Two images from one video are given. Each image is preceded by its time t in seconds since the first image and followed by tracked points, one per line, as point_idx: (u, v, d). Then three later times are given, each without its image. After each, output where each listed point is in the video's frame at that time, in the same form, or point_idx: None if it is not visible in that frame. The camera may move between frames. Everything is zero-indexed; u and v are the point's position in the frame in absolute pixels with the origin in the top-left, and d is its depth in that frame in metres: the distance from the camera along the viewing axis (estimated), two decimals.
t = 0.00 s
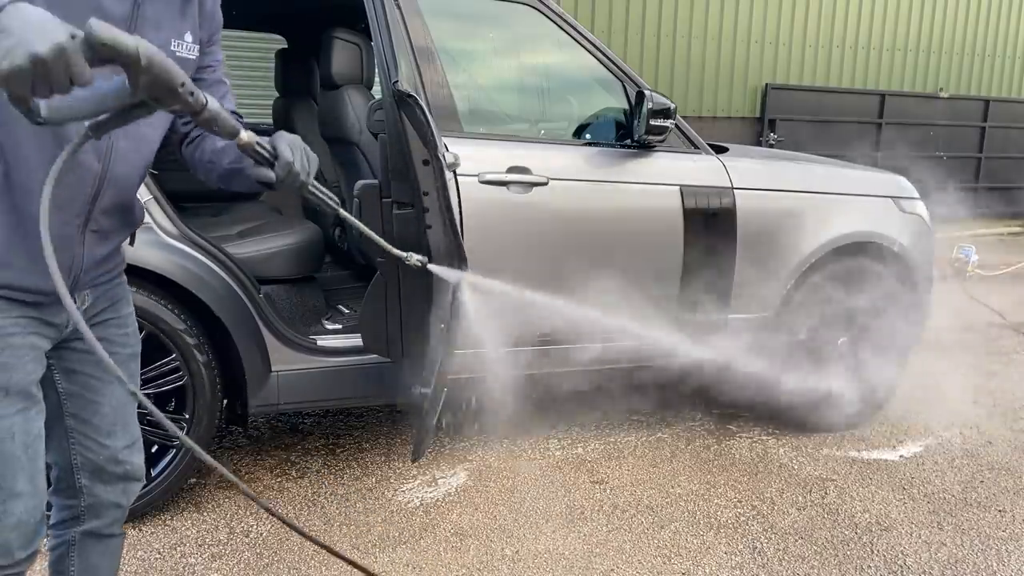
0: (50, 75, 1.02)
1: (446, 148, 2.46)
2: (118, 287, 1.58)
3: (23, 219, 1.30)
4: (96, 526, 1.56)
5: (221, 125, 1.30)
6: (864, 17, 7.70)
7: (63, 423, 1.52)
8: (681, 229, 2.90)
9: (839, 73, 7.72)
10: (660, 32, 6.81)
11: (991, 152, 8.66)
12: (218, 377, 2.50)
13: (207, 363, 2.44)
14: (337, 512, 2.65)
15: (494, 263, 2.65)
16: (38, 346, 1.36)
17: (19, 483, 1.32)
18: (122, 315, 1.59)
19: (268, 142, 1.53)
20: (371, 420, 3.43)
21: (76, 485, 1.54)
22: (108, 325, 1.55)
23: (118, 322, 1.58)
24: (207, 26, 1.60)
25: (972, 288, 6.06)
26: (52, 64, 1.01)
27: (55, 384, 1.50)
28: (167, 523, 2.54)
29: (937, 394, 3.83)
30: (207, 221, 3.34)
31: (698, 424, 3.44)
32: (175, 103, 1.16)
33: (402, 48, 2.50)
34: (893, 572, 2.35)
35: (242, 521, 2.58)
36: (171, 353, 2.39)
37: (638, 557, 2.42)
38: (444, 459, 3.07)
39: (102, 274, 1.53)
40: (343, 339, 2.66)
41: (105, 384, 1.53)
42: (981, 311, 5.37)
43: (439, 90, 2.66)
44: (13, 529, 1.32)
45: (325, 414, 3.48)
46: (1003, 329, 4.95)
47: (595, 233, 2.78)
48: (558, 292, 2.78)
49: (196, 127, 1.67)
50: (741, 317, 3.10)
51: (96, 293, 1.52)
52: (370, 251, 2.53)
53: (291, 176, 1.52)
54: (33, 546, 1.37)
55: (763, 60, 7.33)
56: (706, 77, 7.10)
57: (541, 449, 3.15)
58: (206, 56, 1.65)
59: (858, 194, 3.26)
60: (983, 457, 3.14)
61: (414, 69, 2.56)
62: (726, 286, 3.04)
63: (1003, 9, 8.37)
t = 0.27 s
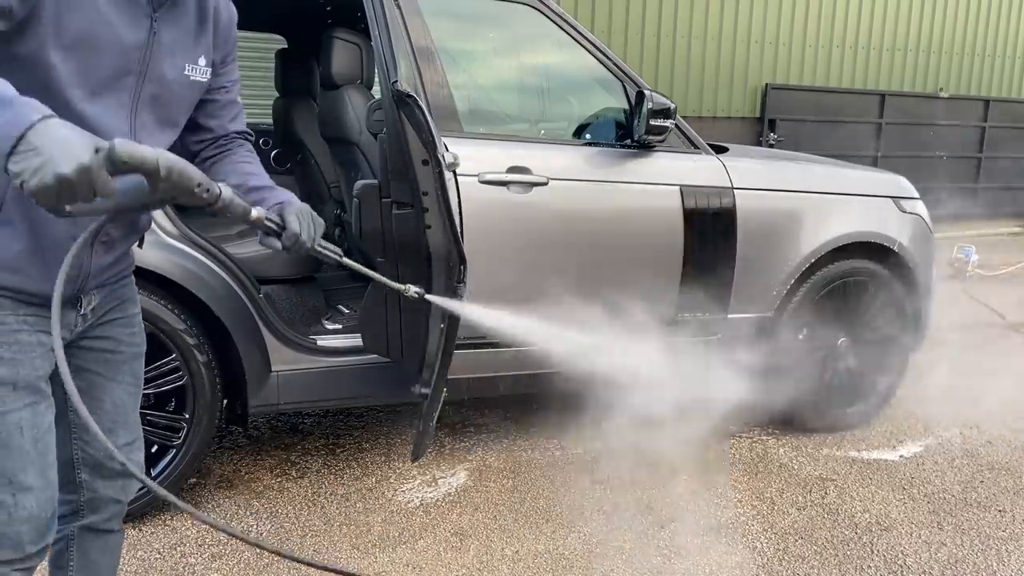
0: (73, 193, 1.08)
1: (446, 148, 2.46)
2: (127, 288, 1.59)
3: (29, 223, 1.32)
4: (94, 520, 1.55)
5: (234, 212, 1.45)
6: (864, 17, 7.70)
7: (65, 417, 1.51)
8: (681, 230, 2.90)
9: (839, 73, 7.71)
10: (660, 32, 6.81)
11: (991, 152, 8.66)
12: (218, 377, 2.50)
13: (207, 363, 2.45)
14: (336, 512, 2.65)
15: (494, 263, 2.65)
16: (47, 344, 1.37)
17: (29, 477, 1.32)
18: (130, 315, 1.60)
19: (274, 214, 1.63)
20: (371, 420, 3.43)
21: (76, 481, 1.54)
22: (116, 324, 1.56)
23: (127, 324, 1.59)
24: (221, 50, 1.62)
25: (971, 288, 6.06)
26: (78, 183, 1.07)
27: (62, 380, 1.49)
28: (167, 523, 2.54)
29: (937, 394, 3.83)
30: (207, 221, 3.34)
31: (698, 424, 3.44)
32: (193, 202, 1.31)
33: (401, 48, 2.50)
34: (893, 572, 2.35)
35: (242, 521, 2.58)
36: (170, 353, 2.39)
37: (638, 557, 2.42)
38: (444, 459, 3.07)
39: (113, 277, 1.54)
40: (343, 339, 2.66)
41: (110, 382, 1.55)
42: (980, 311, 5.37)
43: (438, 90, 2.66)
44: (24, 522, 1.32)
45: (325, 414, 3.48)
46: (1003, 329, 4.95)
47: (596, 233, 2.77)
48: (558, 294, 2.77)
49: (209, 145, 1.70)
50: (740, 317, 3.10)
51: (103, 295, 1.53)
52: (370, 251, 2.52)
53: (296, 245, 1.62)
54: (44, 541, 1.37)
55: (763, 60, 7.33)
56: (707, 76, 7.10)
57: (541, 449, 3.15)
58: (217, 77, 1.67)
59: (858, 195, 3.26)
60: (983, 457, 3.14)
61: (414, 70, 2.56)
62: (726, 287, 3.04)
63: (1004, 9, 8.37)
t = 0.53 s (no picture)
0: (67, 182, 1.12)
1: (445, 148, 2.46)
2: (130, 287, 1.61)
3: (36, 221, 1.31)
4: (91, 517, 1.57)
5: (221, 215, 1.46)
6: (864, 17, 7.70)
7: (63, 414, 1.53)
8: (681, 230, 2.90)
9: (839, 73, 7.71)
10: (659, 32, 6.81)
11: (991, 152, 8.66)
12: (218, 377, 2.50)
13: (207, 363, 2.45)
14: (336, 512, 2.65)
15: (494, 264, 2.65)
16: (56, 338, 1.39)
17: (44, 468, 1.35)
18: (132, 314, 1.61)
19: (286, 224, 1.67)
20: (370, 420, 3.43)
21: (74, 478, 1.55)
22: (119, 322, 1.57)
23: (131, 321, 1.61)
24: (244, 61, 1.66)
25: (971, 287, 6.05)
26: (67, 170, 1.12)
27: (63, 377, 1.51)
28: (167, 523, 2.53)
29: (938, 394, 3.83)
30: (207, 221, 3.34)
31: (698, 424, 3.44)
32: (184, 185, 1.34)
33: (401, 48, 2.50)
34: (893, 572, 2.35)
35: (242, 521, 2.58)
36: (171, 353, 2.39)
37: (638, 557, 2.42)
38: (445, 459, 3.07)
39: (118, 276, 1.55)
40: (343, 340, 2.65)
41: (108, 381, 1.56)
42: (980, 310, 5.36)
43: (439, 90, 2.66)
44: (40, 513, 1.35)
45: (324, 414, 3.47)
46: (1002, 329, 4.95)
47: (596, 233, 2.78)
48: (557, 294, 2.77)
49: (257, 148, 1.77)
50: (740, 317, 3.09)
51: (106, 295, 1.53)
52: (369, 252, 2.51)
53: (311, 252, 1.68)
54: (59, 531, 1.40)
55: (763, 60, 7.33)
56: (706, 77, 7.10)
57: (541, 449, 3.15)
58: (247, 84, 1.72)
59: (858, 195, 3.26)
60: (983, 457, 3.14)
61: (414, 70, 2.56)
62: (726, 287, 3.04)
63: (1004, 8, 8.37)
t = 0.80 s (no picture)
0: (8, 161, 1.14)
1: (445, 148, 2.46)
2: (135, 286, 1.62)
3: (32, 215, 1.32)
4: (99, 516, 1.58)
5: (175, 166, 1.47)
6: (864, 16, 7.70)
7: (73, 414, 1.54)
8: (681, 230, 2.90)
9: (839, 73, 7.71)
10: (659, 32, 6.81)
11: (991, 152, 8.66)
12: (218, 376, 2.51)
13: (207, 363, 2.45)
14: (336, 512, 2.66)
15: (494, 264, 2.65)
16: (58, 336, 1.39)
17: (42, 466, 1.35)
18: (138, 315, 1.63)
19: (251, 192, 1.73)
20: (371, 419, 3.43)
21: (82, 477, 1.56)
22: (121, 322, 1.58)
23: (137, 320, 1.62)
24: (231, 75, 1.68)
25: (971, 287, 6.05)
26: (5, 149, 1.13)
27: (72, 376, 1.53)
28: (167, 523, 2.53)
29: (938, 394, 3.83)
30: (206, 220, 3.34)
31: (698, 424, 3.44)
32: (129, 141, 1.36)
33: (402, 48, 2.51)
34: (893, 572, 2.35)
35: (242, 521, 2.58)
36: (171, 353, 2.39)
37: (638, 557, 2.42)
38: (445, 458, 3.07)
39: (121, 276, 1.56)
40: (343, 339, 2.65)
41: (115, 379, 1.57)
42: (980, 310, 5.36)
43: (439, 90, 2.66)
44: (38, 510, 1.35)
45: (324, 414, 3.47)
46: (1002, 329, 4.95)
47: (596, 233, 2.77)
48: (558, 293, 2.77)
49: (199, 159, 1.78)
50: (740, 317, 3.10)
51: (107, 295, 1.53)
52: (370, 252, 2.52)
53: (284, 218, 1.72)
54: (60, 528, 1.40)
55: (763, 60, 7.33)
56: (706, 77, 7.10)
57: (541, 449, 3.15)
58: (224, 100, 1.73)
59: (858, 195, 3.26)
60: (983, 457, 3.14)
61: (414, 69, 2.56)
62: (726, 287, 3.04)
63: (1004, 8, 8.37)
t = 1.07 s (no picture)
0: (31, 193, 1.21)
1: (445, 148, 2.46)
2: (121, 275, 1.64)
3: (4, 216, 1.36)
4: (129, 500, 1.61)
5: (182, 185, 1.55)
6: (864, 16, 7.70)
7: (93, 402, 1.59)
8: (681, 230, 2.90)
9: (839, 73, 7.71)
10: (660, 32, 6.81)
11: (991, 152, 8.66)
12: (218, 377, 2.50)
13: (207, 363, 2.45)
14: (336, 512, 2.65)
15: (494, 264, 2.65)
16: (22, 338, 1.43)
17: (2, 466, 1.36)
18: (128, 300, 1.65)
19: (250, 201, 1.73)
20: (371, 420, 3.43)
21: (110, 463, 1.59)
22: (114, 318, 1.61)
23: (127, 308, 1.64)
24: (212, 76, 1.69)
25: (972, 287, 6.05)
26: (30, 179, 1.20)
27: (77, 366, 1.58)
28: (168, 523, 2.53)
29: (938, 394, 3.83)
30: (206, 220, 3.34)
31: (698, 424, 3.44)
32: (135, 164, 1.45)
33: (402, 48, 2.50)
34: (893, 572, 2.35)
35: (242, 521, 2.58)
36: (171, 353, 2.39)
37: (638, 557, 2.42)
38: (445, 458, 3.07)
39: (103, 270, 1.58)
40: (343, 339, 2.65)
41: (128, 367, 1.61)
42: (981, 311, 5.36)
43: (439, 90, 2.66)
44: None
45: (324, 414, 3.48)
46: (1003, 329, 4.95)
47: (596, 233, 2.77)
48: (558, 293, 2.78)
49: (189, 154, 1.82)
50: (740, 316, 3.10)
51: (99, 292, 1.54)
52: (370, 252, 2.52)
53: (283, 225, 1.74)
54: (21, 526, 1.41)
55: (763, 60, 7.33)
56: (706, 77, 7.10)
57: (541, 449, 3.15)
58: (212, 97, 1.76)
59: (858, 195, 3.26)
60: (984, 457, 3.14)
61: (414, 69, 2.56)
62: (726, 287, 3.04)
63: (1004, 8, 8.37)
